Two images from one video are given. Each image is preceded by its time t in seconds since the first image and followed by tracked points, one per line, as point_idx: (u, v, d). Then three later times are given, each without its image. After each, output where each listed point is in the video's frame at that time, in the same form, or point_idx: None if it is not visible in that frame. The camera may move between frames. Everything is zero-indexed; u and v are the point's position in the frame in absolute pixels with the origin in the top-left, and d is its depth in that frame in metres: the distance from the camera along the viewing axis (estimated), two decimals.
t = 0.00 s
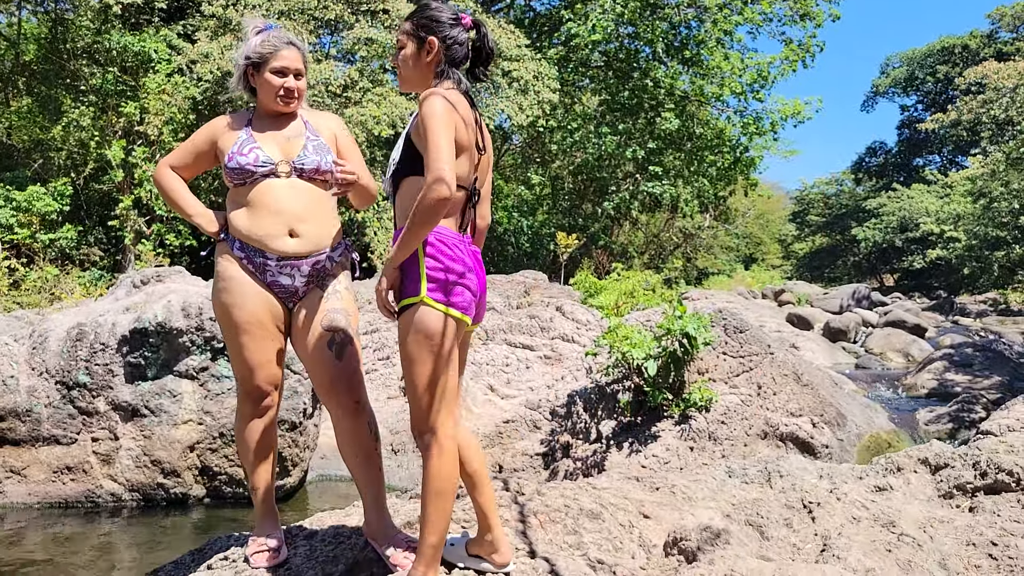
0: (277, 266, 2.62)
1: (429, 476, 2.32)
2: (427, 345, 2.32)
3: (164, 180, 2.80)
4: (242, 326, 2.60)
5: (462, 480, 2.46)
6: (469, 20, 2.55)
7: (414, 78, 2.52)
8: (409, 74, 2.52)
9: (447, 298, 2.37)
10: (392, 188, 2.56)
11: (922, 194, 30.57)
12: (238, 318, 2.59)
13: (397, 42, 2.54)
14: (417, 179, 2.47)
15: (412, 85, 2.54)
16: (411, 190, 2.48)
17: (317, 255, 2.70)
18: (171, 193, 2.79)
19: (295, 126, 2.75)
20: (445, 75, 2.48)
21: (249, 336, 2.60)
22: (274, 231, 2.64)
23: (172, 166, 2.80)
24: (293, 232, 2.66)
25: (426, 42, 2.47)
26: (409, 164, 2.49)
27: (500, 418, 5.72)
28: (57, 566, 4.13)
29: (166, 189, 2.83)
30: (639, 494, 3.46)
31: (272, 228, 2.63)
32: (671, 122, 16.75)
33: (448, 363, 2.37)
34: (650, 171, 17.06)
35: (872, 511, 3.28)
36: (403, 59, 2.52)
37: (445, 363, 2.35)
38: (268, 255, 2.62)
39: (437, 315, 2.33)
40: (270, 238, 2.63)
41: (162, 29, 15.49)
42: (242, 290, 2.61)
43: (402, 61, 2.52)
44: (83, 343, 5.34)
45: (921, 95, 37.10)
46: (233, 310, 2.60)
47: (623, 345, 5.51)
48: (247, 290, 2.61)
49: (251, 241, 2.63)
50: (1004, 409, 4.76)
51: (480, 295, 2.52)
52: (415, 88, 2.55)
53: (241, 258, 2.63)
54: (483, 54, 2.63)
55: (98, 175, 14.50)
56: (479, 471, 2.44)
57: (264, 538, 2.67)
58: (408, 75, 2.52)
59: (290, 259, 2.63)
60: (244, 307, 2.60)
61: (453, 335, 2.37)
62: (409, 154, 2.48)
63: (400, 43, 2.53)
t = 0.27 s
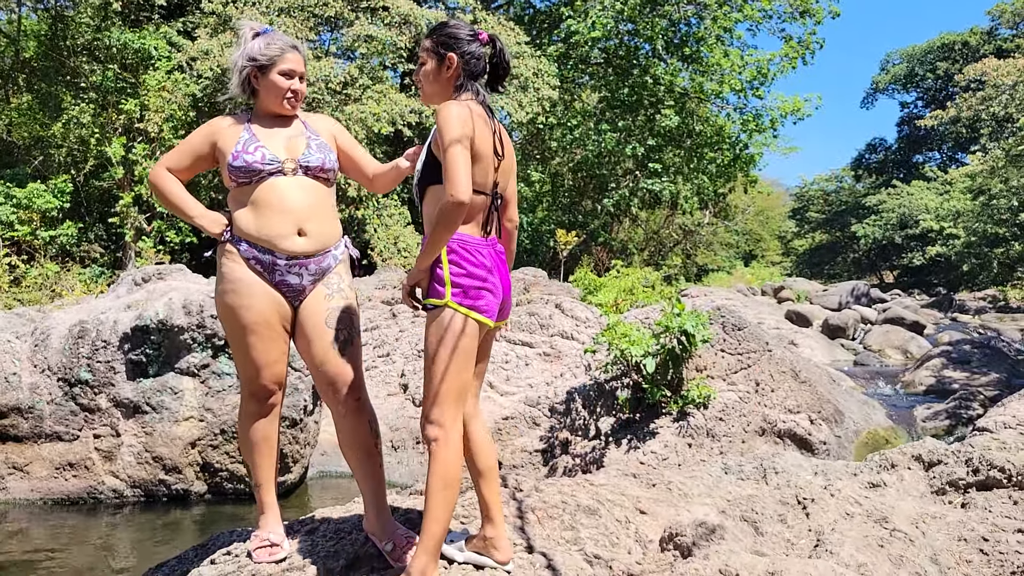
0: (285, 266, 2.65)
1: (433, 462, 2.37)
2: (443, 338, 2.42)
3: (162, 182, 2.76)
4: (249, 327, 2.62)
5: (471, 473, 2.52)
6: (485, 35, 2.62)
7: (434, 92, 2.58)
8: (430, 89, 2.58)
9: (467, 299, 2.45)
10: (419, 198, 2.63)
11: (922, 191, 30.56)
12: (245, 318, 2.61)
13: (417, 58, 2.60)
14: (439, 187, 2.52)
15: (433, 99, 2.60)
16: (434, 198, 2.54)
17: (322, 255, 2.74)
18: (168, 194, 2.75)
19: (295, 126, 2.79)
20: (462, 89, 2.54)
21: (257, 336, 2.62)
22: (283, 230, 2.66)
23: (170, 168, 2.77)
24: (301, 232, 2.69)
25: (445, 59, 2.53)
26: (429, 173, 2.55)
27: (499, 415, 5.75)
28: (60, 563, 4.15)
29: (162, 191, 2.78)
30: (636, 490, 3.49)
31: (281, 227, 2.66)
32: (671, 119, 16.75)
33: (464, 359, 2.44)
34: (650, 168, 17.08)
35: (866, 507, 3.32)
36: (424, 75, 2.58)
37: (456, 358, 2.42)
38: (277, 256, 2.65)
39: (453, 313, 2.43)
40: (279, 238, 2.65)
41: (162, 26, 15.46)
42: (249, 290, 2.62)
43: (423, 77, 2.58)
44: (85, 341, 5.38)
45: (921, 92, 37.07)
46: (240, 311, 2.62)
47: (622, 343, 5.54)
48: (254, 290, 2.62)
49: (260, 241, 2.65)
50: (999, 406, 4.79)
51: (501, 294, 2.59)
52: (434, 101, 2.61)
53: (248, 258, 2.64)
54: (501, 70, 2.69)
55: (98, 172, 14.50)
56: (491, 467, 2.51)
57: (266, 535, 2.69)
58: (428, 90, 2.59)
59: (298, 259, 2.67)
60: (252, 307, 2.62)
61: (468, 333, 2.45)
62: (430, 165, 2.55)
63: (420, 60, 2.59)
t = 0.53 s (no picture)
0: (287, 264, 2.67)
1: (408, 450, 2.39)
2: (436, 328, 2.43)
3: (149, 176, 2.65)
4: (248, 324, 2.61)
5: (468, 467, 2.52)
6: (488, 35, 2.64)
7: (441, 90, 2.58)
8: (437, 87, 2.58)
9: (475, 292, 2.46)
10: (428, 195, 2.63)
11: (922, 188, 30.53)
12: (245, 315, 2.61)
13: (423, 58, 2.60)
14: (451, 183, 2.53)
15: (439, 98, 2.60)
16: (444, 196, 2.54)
17: (320, 251, 2.77)
18: (158, 190, 2.66)
19: (287, 122, 2.80)
20: (471, 87, 2.55)
21: (255, 334, 2.63)
22: (286, 228, 2.68)
23: (156, 161, 2.67)
24: (302, 229, 2.72)
25: (451, 58, 2.54)
26: (439, 169, 2.55)
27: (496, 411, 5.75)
28: (58, 558, 4.17)
29: (147, 185, 2.67)
30: (630, 485, 3.50)
31: (283, 226, 2.67)
32: (671, 115, 16.74)
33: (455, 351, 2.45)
34: (649, 164, 17.07)
35: (858, 502, 3.33)
36: (429, 73, 2.58)
37: (446, 350, 2.43)
38: (280, 253, 2.65)
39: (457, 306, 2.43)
40: (281, 236, 2.66)
41: (161, 22, 15.44)
42: (249, 287, 2.62)
43: (429, 76, 2.58)
44: (83, 337, 5.39)
45: (921, 88, 37.02)
46: (240, 308, 2.61)
47: (619, 339, 5.56)
48: (254, 288, 2.62)
49: (262, 239, 2.64)
50: (995, 402, 4.79)
51: (508, 289, 2.59)
52: (439, 100, 2.61)
53: (248, 256, 2.63)
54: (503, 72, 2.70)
55: (98, 169, 14.49)
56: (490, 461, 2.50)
57: (260, 530, 2.70)
58: (433, 90, 2.59)
59: (300, 256, 2.69)
60: (252, 304, 2.62)
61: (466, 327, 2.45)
62: (439, 162, 2.54)
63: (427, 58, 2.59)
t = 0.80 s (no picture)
0: (291, 259, 2.69)
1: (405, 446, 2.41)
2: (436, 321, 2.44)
3: (150, 170, 2.62)
4: (251, 319, 2.62)
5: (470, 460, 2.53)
6: (487, 29, 2.63)
7: (441, 85, 2.59)
8: (437, 81, 2.59)
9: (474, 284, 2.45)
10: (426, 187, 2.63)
11: (923, 183, 30.49)
12: (250, 311, 2.62)
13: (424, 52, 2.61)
14: (451, 175, 2.52)
15: (439, 92, 2.61)
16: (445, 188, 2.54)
17: (320, 247, 2.81)
18: (160, 185, 2.63)
19: (286, 119, 2.81)
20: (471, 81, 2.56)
21: (258, 329, 2.64)
22: (290, 224, 2.70)
23: (157, 154, 2.64)
24: (305, 225, 2.74)
25: (450, 52, 2.55)
26: (439, 161, 2.55)
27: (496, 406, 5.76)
28: (59, 554, 4.18)
29: (145, 178, 2.64)
30: (627, 479, 3.52)
31: (288, 222, 2.69)
32: (671, 111, 16.72)
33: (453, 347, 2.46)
34: (650, 160, 17.04)
35: (854, 496, 3.34)
36: (430, 67, 2.59)
37: (446, 343, 2.44)
38: (284, 250, 2.67)
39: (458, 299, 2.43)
40: (286, 232, 2.68)
41: (161, 17, 15.41)
42: (252, 283, 2.62)
43: (430, 70, 2.59)
44: (84, 332, 5.40)
45: (922, 84, 36.95)
46: (243, 304, 2.62)
47: (618, 335, 5.56)
48: (259, 284, 2.63)
49: (266, 235, 2.65)
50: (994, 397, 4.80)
51: (507, 282, 2.60)
52: (439, 94, 2.62)
53: (253, 251, 2.64)
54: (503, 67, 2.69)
55: (98, 164, 14.47)
56: (492, 455, 2.52)
57: (260, 522, 2.72)
58: (432, 84, 2.59)
59: (304, 251, 2.72)
60: (257, 300, 2.62)
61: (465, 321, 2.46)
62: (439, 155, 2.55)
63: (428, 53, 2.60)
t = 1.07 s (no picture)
0: (297, 256, 2.70)
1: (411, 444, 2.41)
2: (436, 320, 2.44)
3: (159, 167, 2.64)
4: (257, 315, 2.64)
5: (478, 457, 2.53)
6: (487, 24, 2.62)
7: (440, 80, 2.60)
8: (436, 77, 2.60)
9: (473, 281, 2.45)
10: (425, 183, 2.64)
11: (925, 179, 30.43)
12: (256, 307, 2.63)
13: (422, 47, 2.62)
14: (450, 171, 2.53)
15: (439, 87, 2.62)
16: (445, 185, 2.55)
17: (327, 244, 2.82)
18: (168, 182, 2.64)
19: (295, 118, 2.81)
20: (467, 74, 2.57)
21: (265, 325, 2.65)
22: (296, 222, 2.71)
23: (166, 152, 2.66)
24: (311, 223, 2.75)
25: (444, 47, 2.56)
26: (438, 158, 2.56)
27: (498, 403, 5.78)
28: (65, 549, 4.19)
29: (155, 176, 2.66)
30: (632, 475, 3.53)
31: (294, 220, 2.70)
32: (673, 107, 16.70)
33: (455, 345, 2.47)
34: (652, 156, 17.03)
35: (858, 492, 3.35)
36: (429, 62, 2.60)
37: (447, 340, 2.44)
38: (290, 246, 2.68)
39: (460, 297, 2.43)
40: (292, 229, 2.69)
41: (163, 14, 15.40)
42: (258, 280, 2.64)
43: (428, 65, 2.60)
44: (88, 328, 5.41)
45: (925, 80, 36.88)
46: (250, 300, 2.63)
47: (620, 331, 5.57)
48: (265, 281, 2.64)
49: (272, 232, 2.66)
50: (997, 394, 4.80)
51: (507, 279, 2.60)
52: (438, 88, 2.62)
53: (259, 248, 2.65)
54: (505, 62, 2.68)
55: (101, 161, 14.47)
56: (501, 451, 2.52)
57: (267, 517, 2.73)
58: (430, 79, 2.61)
59: (309, 249, 2.73)
60: (263, 297, 2.64)
61: (466, 319, 2.46)
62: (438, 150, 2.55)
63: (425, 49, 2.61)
